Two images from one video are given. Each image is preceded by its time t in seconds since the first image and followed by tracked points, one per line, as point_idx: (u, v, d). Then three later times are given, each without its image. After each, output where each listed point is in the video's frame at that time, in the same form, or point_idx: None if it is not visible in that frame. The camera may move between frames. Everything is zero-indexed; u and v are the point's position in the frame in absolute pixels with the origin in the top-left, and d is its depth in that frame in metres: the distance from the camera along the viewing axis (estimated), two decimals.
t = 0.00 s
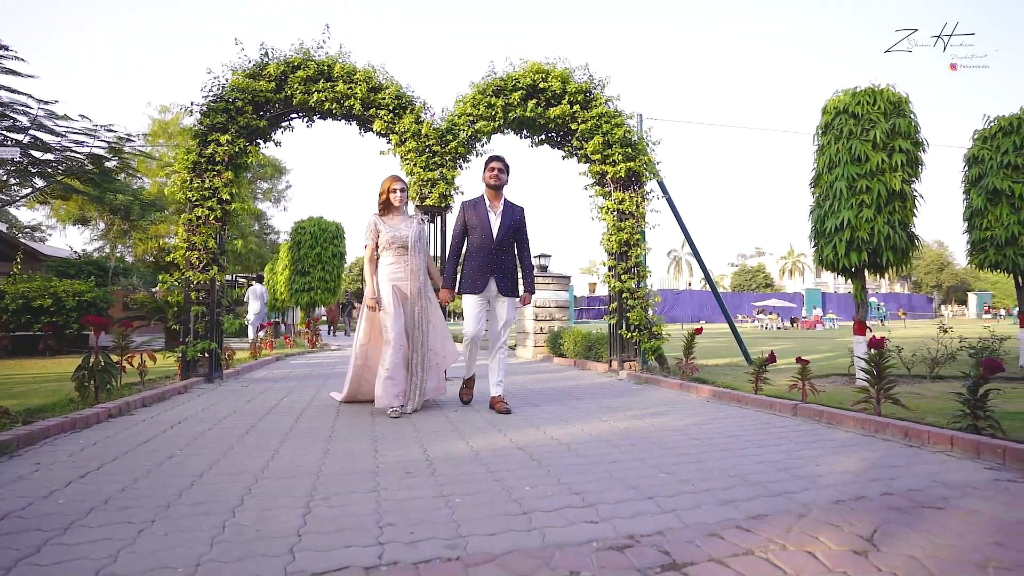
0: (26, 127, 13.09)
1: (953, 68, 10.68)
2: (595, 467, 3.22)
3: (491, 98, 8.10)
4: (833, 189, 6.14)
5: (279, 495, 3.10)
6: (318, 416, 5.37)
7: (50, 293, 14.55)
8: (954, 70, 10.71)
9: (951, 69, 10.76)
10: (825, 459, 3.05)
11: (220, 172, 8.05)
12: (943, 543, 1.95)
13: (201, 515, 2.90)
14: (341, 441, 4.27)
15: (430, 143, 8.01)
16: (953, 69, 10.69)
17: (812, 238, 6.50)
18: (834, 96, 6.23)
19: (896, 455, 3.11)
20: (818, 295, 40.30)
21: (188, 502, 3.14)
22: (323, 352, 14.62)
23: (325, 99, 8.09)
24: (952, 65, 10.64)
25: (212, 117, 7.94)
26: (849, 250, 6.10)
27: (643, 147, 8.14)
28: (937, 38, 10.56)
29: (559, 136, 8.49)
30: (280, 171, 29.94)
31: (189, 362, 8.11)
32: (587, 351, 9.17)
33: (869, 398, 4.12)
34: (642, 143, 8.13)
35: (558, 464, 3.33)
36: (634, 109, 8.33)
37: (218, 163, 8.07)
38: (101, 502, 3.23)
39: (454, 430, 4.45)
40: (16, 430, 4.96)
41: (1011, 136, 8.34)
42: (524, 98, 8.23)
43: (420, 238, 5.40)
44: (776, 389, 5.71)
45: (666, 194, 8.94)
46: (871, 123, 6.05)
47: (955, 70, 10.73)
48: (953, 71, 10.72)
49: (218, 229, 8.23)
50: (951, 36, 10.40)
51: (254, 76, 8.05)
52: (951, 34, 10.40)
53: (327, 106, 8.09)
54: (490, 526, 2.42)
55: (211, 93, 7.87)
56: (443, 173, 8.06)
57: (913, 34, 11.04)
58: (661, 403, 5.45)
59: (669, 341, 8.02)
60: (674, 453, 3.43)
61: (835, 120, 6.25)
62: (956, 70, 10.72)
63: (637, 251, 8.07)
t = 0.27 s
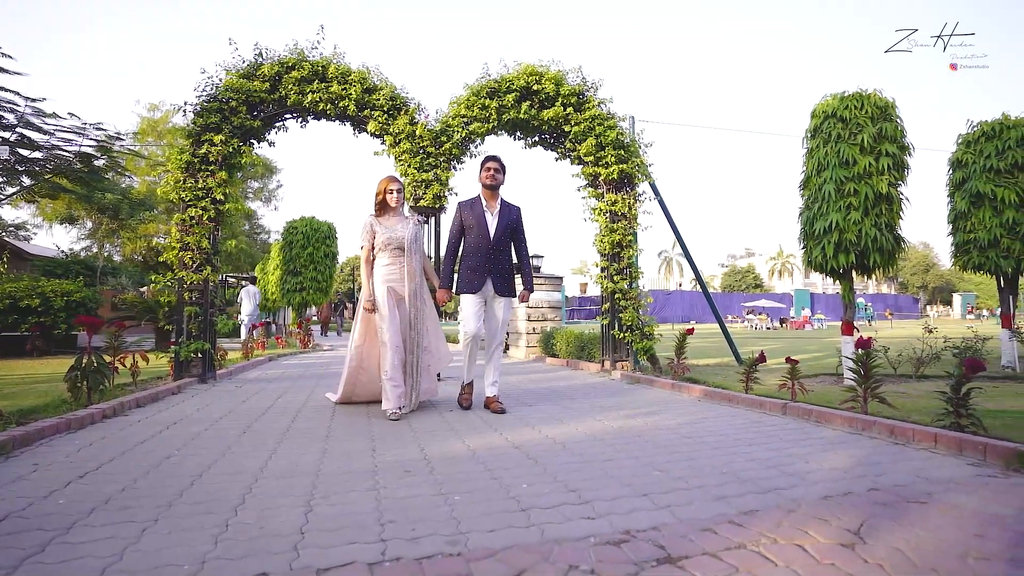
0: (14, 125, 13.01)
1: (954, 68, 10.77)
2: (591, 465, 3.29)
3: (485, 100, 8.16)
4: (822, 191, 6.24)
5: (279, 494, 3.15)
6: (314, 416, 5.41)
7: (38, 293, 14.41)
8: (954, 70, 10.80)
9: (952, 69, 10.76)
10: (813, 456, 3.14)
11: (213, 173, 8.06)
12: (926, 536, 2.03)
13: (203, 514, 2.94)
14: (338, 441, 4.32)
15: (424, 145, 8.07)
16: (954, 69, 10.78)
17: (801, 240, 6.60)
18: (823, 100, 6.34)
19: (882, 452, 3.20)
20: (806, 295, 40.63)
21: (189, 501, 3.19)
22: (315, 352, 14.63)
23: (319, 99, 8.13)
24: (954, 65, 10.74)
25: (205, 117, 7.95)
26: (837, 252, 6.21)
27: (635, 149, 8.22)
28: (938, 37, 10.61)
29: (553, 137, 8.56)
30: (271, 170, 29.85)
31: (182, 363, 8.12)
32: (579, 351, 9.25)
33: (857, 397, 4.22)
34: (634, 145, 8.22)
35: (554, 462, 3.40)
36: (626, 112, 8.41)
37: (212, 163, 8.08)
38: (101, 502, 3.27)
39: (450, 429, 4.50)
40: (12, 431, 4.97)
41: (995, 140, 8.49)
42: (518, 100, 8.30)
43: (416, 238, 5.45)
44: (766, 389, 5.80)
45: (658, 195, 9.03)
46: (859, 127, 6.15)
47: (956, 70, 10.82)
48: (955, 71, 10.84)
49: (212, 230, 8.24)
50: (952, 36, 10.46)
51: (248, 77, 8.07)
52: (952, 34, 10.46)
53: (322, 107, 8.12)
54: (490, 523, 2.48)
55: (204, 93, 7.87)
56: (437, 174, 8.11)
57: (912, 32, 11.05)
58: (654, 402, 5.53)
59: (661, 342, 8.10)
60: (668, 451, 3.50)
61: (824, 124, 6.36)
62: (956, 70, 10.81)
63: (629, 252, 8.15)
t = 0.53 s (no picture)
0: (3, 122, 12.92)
1: (953, 68, 10.84)
2: (586, 462, 3.37)
3: (480, 102, 8.22)
4: (811, 194, 6.35)
5: (280, 493, 3.20)
6: (311, 416, 5.46)
7: (26, 293, 14.29)
8: (954, 72, 10.86)
9: (953, 69, 10.93)
10: (803, 453, 3.23)
11: (208, 173, 8.07)
12: (912, 529, 2.12)
13: (206, 513, 2.98)
14: (336, 440, 4.37)
15: (419, 146, 8.12)
16: (953, 69, 10.84)
17: (792, 241, 6.70)
18: (812, 103, 6.45)
19: (870, 449, 3.29)
20: (796, 296, 40.94)
21: (191, 500, 3.23)
22: (308, 352, 14.63)
23: (315, 100, 8.16)
24: (953, 65, 10.80)
25: (200, 117, 7.96)
26: (827, 253, 6.32)
27: (628, 151, 8.31)
28: (939, 38, 10.66)
29: (547, 139, 8.64)
30: (262, 169, 29.76)
31: (177, 363, 8.13)
32: (573, 351, 9.33)
33: (845, 396, 4.32)
34: (627, 147, 8.31)
35: (551, 460, 3.47)
36: (620, 114, 8.50)
37: (206, 163, 8.09)
38: (103, 502, 3.30)
39: (446, 429, 4.56)
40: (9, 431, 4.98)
41: (980, 144, 8.65)
42: (512, 102, 8.37)
43: (412, 238, 5.48)
44: (757, 389, 5.90)
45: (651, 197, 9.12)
46: (848, 131, 6.26)
47: (954, 72, 10.88)
48: (953, 72, 10.95)
49: (206, 230, 8.25)
50: (953, 36, 10.49)
51: (243, 77, 8.10)
52: (953, 35, 10.49)
53: (317, 108, 8.16)
54: (490, 519, 2.55)
55: (199, 93, 7.88)
56: (432, 175, 8.16)
57: (913, 32, 11.13)
58: (647, 402, 5.62)
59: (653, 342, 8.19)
60: (662, 449, 3.59)
61: (813, 128, 6.48)
62: (955, 72, 10.87)
63: (622, 253, 8.24)
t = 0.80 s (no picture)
0: None
1: (953, 68, 10.87)
2: (581, 461, 3.44)
3: (474, 104, 8.29)
4: (800, 196, 6.46)
5: (282, 492, 3.25)
6: (307, 416, 5.51)
7: (15, 292, 14.23)
8: (954, 71, 10.88)
9: (951, 69, 10.99)
10: (793, 451, 3.32)
11: (202, 173, 8.08)
12: (896, 521, 2.21)
13: (210, 511, 3.03)
14: (334, 440, 4.43)
15: (413, 147, 8.18)
16: (953, 69, 10.87)
17: (782, 243, 6.82)
18: (802, 107, 6.56)
19: (857, 447, 3.40)
20: (785, 296, 41.27)
21: (194, 499, 3.28)
22: (300, 352, 14.64)
23: (309, 101, 8.19)
24: (953, 65, 10.84)
25: (195, 117, 7.97)
26: (816, 255, 6.44)
27: (621, 153, 8.40)
28: (937, 38, 10.73)
29: (540, 140, 8.71)
30: (253, 169, 29.65)
31: (170, 363, 8.13)
32: (565, 351, 9.41)
33: (834, 395, 4.42)
34: (620, 149, 8.39)
35: (548, 459, 3.55)
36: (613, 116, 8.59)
37: (200, 164, 8.11)
38: (106, 501, 3.34)
39: (443, 429, 4.63)
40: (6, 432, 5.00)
41: (965, 148, 8.82)
42: (506, 104, 8.43)
43: (409, 237, 5.53)
44: (748, 388, 6.01)
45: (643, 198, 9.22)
46: (837, 134, 6.38)
47: (954, 71, 10.91)
48: (954, 73, 11.06)
49: (200, 230, 8.26)
50: (952, 36, 10.55)
51: (238, 77, 8.12)
52: (952, 35, 10.54)
53: (312, 108, 8.19)
54: (490, 516, 2.62)
55: (194, 93, 7.90)
56: (426, 176, 8.22)
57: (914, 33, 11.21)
58: (640, 401, 5.71)
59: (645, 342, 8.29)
60: (656, 447, 3.67)
61: (803, 131, 6.59)
62: (955, 71, 10.89)
63: (615, 254, 8.33)
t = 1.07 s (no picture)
0: None
1: (954, 68, 10.90)
2: (578, 459, 3.51)
3: (470, 105, 8.35)
4: (792, 199, 6.56)
5: (284, 491, 3.30)
6: (305, 416, 5.55)
7: (7, 293, 14.17)
8: (955, 71, 10.92)
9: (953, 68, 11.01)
10: (785, 449, 3.41)
11: (198, 173, 8.09)
12: (885, 516, 2.29)
13: (214, 510, 3.08)
14: (333, 440, 4.48)
15: (409, 148, 8.23)
16: (954, 69, 10.90)
17: (774, 244, 6.91)
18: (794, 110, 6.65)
19: (847, 444, 3.48)
20: (775, 297, 41.54)
21: (198, 498, 3.32)
22: (295, 352, 14.65)
23: (305, 102, 8.22)
24: (954, 65, 10.87)
25: (190, 117, 7.98)
26: (807, 256, 6.54)
27: (615, 155, 8.47)
28: (939, 38, 10.76)
29: (535, 142, 8.77)
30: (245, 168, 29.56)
31: (166, 364, 8.14)
32: (560, 351, 9.49)
33: (824, 394, 4.51)
34: (614, 151, 8.46)
35: (546, 457, 3.61)
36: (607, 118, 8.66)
37: (196, 164, 8.12)
38: (110, 501, 3.37)
39: (441, 429, 4.69)
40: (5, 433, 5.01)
41: (952, 151, 8.96)
42: (501, 105, 8.49)
43: (407, 236, 5.58)
44: (740, 388, 6.09)
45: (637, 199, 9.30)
46: (828, 137, 6.48)
47: (955, 70, 10.94)
48: (954, 72, 11.14)
49: (196, 230, 8.27)
50: (953, 35, 10.59)
51: (234, 78, 8.14)
52: (954, 34, 10.56)
53: (308, 109, 8.22)
54: (492, 513, 2.69)
55: (189, 93, 7.91)
56: (422, 177, 8.27)
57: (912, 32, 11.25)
58: (634, 400, 5.79)
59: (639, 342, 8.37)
60: (651, 445, 3.75)
61: (794, 133, 6.68)
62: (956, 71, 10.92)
63: (609, 255, 8.41)
